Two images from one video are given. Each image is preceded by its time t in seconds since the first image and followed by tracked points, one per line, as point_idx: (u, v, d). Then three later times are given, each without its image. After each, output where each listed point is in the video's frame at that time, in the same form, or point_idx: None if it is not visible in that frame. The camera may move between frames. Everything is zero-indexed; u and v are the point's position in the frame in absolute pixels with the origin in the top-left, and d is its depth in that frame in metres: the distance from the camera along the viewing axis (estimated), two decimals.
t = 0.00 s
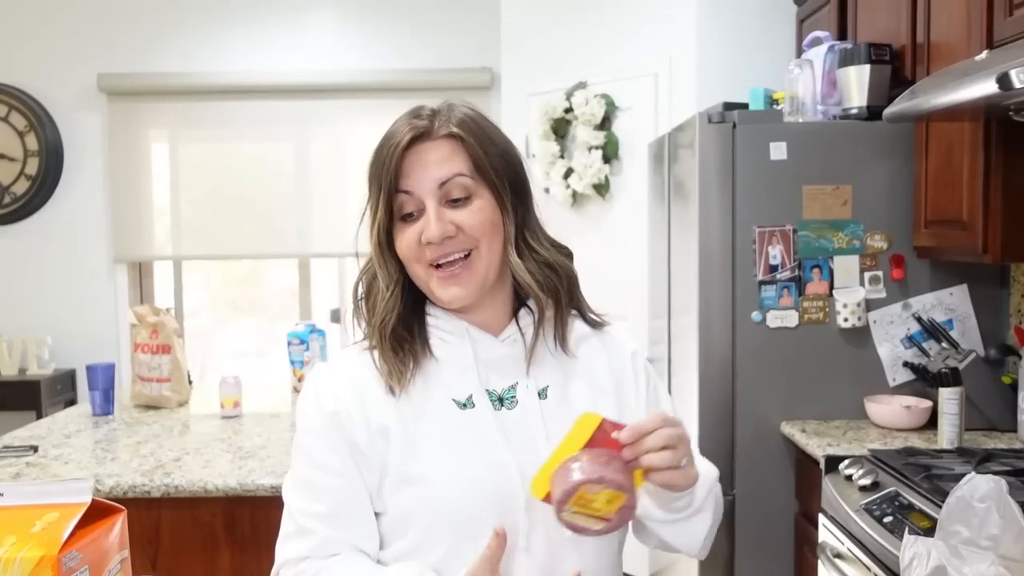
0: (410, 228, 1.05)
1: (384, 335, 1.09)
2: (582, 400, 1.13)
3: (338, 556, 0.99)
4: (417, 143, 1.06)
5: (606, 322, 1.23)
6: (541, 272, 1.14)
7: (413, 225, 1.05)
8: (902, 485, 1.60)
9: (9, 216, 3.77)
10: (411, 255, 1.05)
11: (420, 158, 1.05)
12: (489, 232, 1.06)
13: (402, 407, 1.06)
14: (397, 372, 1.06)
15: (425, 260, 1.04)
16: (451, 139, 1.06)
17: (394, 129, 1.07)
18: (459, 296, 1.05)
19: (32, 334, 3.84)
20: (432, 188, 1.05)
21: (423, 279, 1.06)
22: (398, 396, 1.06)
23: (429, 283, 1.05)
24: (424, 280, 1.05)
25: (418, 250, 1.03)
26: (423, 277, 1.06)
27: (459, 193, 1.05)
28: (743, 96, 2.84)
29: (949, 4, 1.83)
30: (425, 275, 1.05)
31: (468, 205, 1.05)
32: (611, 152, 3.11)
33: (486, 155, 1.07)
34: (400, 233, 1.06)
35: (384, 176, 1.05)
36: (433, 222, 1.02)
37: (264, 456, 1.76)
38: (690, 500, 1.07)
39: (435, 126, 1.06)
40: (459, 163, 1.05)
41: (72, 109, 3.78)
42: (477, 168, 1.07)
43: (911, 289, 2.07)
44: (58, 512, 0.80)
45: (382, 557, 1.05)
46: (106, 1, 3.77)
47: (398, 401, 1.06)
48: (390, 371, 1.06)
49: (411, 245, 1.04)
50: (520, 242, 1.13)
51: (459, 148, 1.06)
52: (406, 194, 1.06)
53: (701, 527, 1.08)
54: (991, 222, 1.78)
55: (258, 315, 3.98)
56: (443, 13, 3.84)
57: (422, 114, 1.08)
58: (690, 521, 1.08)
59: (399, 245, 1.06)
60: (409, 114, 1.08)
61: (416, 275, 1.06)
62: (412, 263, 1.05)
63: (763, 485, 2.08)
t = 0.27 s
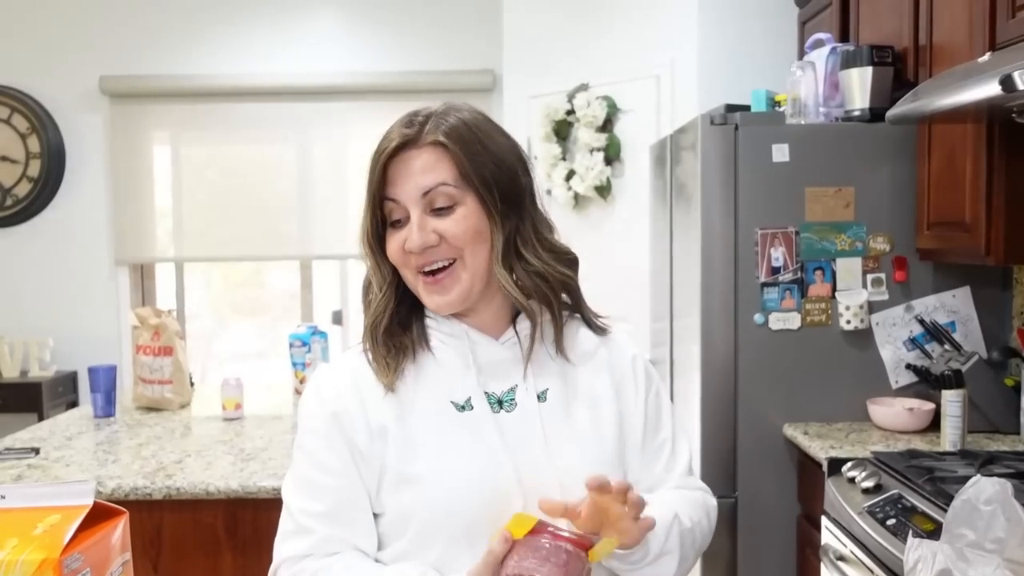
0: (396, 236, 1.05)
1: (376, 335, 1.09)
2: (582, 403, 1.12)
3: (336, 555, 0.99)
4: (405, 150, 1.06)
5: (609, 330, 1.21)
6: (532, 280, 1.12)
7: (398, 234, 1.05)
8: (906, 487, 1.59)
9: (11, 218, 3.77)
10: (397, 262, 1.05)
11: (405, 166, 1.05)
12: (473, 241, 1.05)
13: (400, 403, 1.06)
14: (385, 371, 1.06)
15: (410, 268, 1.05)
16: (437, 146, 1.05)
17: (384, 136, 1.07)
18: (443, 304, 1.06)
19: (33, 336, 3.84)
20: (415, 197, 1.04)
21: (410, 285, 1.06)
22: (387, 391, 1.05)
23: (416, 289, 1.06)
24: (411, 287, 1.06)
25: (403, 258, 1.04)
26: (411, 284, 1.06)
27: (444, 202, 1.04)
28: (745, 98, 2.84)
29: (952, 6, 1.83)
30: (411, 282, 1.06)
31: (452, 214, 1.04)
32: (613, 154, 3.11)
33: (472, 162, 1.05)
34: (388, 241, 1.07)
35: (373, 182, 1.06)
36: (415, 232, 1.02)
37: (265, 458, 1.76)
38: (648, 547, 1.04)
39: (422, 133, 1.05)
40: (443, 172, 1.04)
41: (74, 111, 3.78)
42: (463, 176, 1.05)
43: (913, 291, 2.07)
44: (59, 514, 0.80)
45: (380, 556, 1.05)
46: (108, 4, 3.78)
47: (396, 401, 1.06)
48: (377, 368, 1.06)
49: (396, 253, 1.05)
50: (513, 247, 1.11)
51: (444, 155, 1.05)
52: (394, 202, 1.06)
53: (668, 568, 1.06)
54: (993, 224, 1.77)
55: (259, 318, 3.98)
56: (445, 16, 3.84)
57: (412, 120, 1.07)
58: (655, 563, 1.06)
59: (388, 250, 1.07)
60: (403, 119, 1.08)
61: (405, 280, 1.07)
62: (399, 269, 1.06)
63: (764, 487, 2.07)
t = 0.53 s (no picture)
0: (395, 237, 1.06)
1: (381, 330, 1.10)
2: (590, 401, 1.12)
3: (342, 549, 0.99)
4: (405, 151, 1.06)
5: (619, 331, 1.20)
6: (517, 286, 1.10)
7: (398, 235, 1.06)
8: (913, 488, 1.59)
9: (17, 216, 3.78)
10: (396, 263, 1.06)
11: (404, 168, 1.05)
12: (470, 243, 1.04)
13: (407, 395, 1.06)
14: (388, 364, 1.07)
15: (408, 269, 1.05)
16: (435, 149, 1.04)
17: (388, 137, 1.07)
18: (439, 305, 1.06)
19: (39, 334, 3.85)
20: (413, 200, 1.04)
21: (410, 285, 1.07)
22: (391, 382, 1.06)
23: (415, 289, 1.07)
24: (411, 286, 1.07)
25: (401, 259, 1.05)
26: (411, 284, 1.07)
27: (440, 204, 1.04)
28: (752, 97, 2.83)
29: (959, 4, 1.82)
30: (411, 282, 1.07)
31: (448, 217, 1.04)
32: (619, 153, 3.10)
33: (470, 163, 1.04)
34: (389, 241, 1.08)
35: (377, 183, 1.07)
36: (410, 234, 1.03)
37: (271, 455, 1.76)
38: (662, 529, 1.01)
39: (422, 135, 1.05)
40: (440, 175, 1.04)
41: (79, 109, 3.79)
42: (461, 178, 1.04)
43: (920, 290, 2.06)
44: (68, 508, 0.80)
45: (386, 552, 1.04)
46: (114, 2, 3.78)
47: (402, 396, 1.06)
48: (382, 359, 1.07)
49: (395, 253, 1.06)
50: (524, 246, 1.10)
51: (442, 156, 1.04)
52: (394, 203, 1.07)
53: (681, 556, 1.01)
54: (1001, 223, 1.77)
55: (263, 316, 3.98)
56: (450, 15, 3.84)
57: (414, 121, 1.06)
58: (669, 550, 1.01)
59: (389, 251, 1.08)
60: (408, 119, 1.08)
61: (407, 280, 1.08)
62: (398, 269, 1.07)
63: (770, 487, 2.07)
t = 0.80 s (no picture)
0: (411, 237, 1.05)
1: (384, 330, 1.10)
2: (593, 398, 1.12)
3: (344, 544, 0.99)
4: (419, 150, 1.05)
5: (621, 328, 1.20)
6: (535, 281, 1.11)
7: (414, 235, 1.05)
8: (915, 485, 1.59)
9: (22, 211, 3.79)
10: (411, 263, 1.06)
11: (420, 167, 1.04)
12: (490, 240, 1.05)
13: (409, 395, 1.06)
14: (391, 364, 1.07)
15: (425, 269, 1.05)
16: (452, 148, 1.04)
17: (399, 136, 1.06)
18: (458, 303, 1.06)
19: (43, 329, 3.86)
20: (431, 199, 1.04)
21: (425, 284, 1.07)
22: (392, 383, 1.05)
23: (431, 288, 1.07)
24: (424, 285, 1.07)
25: (418, 258, 1.04)
26: (425, 283, 1.07)
27: (459, 203, 1.04)
28: (755, 93, 2.83)
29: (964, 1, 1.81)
30: (426, 282, 1.06)
31: (467, 216, 1.04)
32: (622, 150, 3.10)
33: (488, 163, 1.04)
34: (402, 240, 1.07)
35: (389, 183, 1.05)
36: (430, 234, 1.02)
37: (274, 451, 1.77)
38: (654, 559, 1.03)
39: (438, 134, 1.04)
40: (459, 174, 1.04)
41: (83, 104, 3.79)
42: (480, 176, 1.04)
43: (924, 288, 2.06)
44: (69, 504, 0.79)
45: (387, 548, 1.05)
46: None
47: (406, 392, 1.06)
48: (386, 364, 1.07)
49: (412, 253, 1.05)
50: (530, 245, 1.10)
51: (458, 155, 1.04)
52: (408, 202, 1.06)
53: None
54: (1005, 221, 1.76)
55: (266, 311, 3.99)
56: (454, 11, 3.83)
57: (426, 119, 1.05)
58: None
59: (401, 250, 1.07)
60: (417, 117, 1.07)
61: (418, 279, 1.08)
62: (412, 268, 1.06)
63: (772, 484, 2.07)
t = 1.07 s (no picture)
0: (434, 231, 1.05)
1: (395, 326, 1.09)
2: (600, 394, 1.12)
3: (351, 538, 1.00)
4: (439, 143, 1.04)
5: (625, 324, 1.20)
6: (557, 269, 1.12)
7: (437, 228, 1.05)
8: (919, 481, 1.59)
9: (28, 206, 3.80)
10: (434, 257, 1.05)
11: (443, 161, 1.03)
12: (515, 230, 1.06)
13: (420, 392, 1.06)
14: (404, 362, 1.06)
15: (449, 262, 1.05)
16: (474, 141, 1.04)
17: (416, 129, 1.04)
18: (483, 295, 1.07)
19: (49, 324, 3.88)
20: (456, 192, 1.04)
21: (447, 277, 1.07)
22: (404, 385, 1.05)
23: (452, 281, 1.07)
24: (445, 278, 1.07)
25: (443, 251, 1.04)
26: (446, 277, 1.07)
27: (483, 195, 1.05)
28: (760, 89, 2.82)
29: None
30: (448, 275, 1.06)
31: (492, 208, 1.05)
32: (627, 145, 3.09)
33: (510, 155, 1.05)
34: (422, 234, 1.06)
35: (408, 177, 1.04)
36: (458, 227, 1.03)
37: (278, 446, 1.77)
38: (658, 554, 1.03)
39: (459, 127, 1.04)
40: (484, 167, 1.04)
41: (87, 99, 3.80)
42: (502, 168, 1.05)
43: (929, 283, 2.05)
44: (76, 497, 0.80)
45: (393, 542, 1.05)
46: None
47: (413, 387, 1.06)
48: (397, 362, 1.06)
49: (435, 247, 1.05)
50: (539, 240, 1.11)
51: (481, 147, 1.04)
52: (430, 196, 1.05)
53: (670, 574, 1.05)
54: (1011, 217, 1.75)
55: (270, 306, 4.00)
56: (458, 5, 3.83)
57: (445, 111, 1.05)
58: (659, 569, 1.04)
59: (421, 243, 1.06)
60: (432, 110, 1.05)
61: (438, 272, 1.07)
62: (434, 262, 1.06)
63: (777, 479, 2.07)
